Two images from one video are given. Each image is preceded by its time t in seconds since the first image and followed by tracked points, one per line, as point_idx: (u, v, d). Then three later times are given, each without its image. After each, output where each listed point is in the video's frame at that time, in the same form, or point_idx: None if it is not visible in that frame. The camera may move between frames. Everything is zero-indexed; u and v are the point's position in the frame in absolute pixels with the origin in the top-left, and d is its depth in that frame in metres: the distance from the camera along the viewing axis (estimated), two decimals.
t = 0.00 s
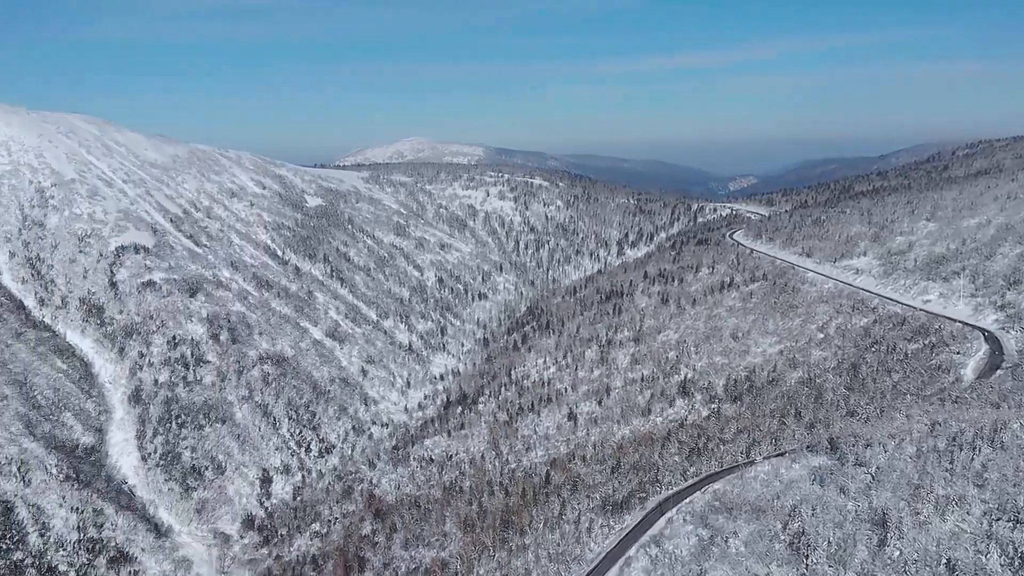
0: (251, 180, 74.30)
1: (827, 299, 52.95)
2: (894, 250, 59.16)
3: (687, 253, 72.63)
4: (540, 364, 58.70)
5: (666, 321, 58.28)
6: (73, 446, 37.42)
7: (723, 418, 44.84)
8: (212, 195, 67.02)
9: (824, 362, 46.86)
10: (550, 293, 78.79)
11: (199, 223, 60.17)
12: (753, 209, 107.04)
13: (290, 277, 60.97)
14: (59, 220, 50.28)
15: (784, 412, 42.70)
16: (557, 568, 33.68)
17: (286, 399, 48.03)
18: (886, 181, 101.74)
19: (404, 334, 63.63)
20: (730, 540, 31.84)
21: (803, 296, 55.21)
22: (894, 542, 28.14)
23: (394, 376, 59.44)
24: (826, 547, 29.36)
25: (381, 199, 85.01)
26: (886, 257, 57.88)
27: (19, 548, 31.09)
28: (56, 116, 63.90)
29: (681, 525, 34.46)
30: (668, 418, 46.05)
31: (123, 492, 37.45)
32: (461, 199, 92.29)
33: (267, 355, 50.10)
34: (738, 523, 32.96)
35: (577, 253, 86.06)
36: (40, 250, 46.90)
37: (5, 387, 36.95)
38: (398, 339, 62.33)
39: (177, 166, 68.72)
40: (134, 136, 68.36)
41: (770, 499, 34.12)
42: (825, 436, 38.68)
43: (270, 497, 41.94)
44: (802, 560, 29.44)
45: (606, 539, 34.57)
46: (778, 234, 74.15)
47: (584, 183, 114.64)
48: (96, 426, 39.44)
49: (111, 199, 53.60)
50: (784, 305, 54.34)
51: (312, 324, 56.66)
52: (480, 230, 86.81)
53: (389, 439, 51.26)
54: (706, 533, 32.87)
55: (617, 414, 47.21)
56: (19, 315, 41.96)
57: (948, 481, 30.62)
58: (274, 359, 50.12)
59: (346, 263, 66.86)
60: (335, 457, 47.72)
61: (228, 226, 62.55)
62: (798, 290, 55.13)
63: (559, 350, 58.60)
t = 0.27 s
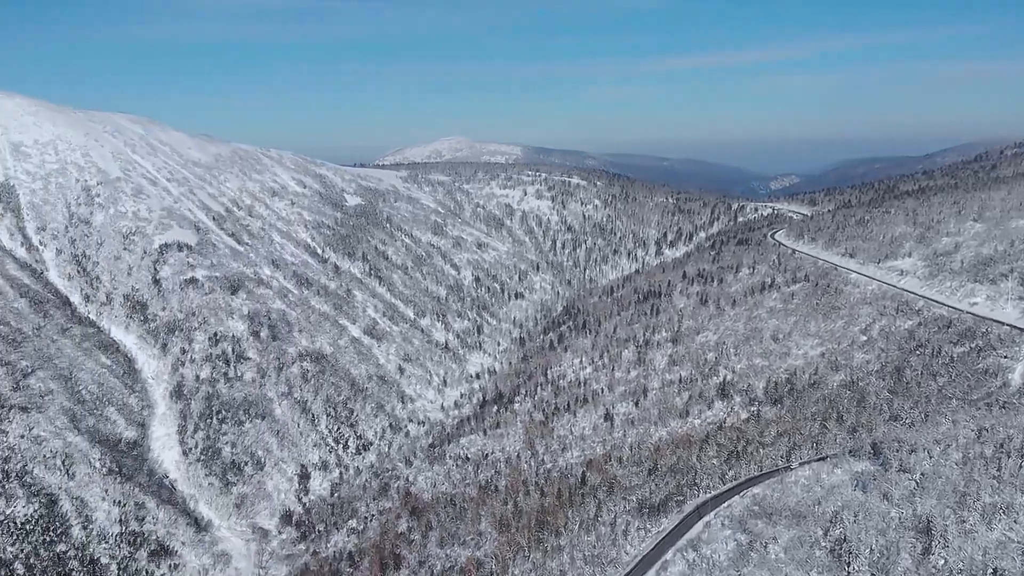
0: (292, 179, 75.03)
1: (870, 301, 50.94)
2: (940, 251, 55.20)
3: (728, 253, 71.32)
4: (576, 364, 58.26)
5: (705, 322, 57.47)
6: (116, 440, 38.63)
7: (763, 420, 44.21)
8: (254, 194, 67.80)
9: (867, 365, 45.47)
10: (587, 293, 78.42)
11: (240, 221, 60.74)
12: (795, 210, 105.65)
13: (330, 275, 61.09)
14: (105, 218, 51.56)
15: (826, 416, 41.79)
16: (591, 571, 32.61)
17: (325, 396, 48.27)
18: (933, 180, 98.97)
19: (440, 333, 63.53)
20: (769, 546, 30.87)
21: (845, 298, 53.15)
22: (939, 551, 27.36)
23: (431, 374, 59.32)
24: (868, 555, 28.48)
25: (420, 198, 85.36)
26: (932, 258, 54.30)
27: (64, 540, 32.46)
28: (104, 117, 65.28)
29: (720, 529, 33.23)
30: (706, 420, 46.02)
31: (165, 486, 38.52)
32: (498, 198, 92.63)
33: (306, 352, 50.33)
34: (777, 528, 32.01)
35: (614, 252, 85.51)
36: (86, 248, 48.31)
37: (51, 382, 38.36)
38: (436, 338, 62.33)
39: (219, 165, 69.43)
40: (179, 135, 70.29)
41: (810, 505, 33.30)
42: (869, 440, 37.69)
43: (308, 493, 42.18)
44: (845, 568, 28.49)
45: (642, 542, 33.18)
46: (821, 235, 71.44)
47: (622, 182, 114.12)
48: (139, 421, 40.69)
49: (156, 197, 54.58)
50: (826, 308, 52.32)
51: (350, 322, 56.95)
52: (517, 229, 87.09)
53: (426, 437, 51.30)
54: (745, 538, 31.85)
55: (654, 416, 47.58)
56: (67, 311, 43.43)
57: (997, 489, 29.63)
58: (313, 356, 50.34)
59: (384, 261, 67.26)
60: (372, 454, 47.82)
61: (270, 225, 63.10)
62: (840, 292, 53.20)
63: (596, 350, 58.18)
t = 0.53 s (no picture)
0: (332, 178, 75.86)
1: (915, 303, 49.88)
2: (989, 253, 53.56)
3: (769, 253, 70.73)
4: (613, 364, 57.66)
5: (745, 323, 56.52)
6: (158, 434, 39.43)
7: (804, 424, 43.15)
8: (294, 191, 68.73)
9: (911, 369, 44.20)
10: (624, 292, 78.06)
11: (282, 220, 61.92)
12: (838, 209, 104.88)
13: (368, 274, 61.97)
14: (147, 216, 52.50)
15: (868, 420, 40.78)
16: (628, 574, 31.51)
17: (363, 393, 48.62)
18: (981, 180, 96.18)
19: (477, 331, 63.88)
20: (810, 552, 29.57)
21: (889, 299, 52.24)
22: (987, 561, 25.99)
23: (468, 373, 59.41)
24: (913, 563, 27.12)
25: (458, 198, 86.09)
26: (980, 260, 52.80)
27: (106, 533, 33.37)
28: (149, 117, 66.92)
29: (758, 535, 32.05)
30: (745, 423, 45.42)
31: (206, 481, 39.15)
32: (535, 198, 93.15)
33: (345, 349, 51.05)
34: (818, 534, 30.70)
35: (652, 252, 85.28)
36: (130, 244, 49.39)
37: (96, 376, 39.18)
38: (472, 336, 62.82)
39: (261, 164, 70.57)
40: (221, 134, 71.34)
41: (852, 511, 31.86)
42: (913, 446, 36.18)
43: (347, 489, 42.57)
44: None
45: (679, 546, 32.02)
46: (865, 235, 70.32)
47: (660, 181, 113.95)
48: (181, 416, 41.40)
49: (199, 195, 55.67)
50: (869, 310, 51.30)
51: (388, 320, 57.51)
52: (554, 228, 87.66)
53: (462, 436, 51.01)
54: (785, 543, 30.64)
55: (693, 417, 46.47)
56: (111, 307, 44.31)
57: None
58: (351, 353, 50.99)
59: (422, 260, 67.87)
60: (409, 451, 48.05)
61: (311, 224, 63.93)
62: (884, 294, 52.22)
63: (633, 351, 57.83)
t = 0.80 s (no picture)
0: (370, 177, 76.57)
1: (961, 306, 48.54)
2: None
3: (811, 252, 69.78)
4: (649, 365, 56.74)
5: (785, 325, 55.28)
6: (198, 429, 40.21)
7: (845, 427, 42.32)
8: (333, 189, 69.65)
9: (956, 373, 42.79)
10: (663, 292, 76.84)
11: (321, 218, 62.49)
12: (881, 209, 103.60)
13: (406, 272, 62.36)
14: (190, 214, 53.63)
15: (911, 424, 39.49)
16: None
17: (399, 390, 48.85)
18: None
19: (513, 331, 63.52)
20: (851, 559, 28.57)
21: (934, 301, 51.07)
22: None
23: (503, 372, 58.93)
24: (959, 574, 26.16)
25: (495, 197, 86.52)
26: None
27: (147, 526, 34.24)
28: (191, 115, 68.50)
29: (797, 540, 31.33)
30: (785, 426, 44.26)
31: (245, 476, 39.68)
32: (573, 197, 92.82)
33: (382, 347, 51.35)
34: (859, 541, 29.74)
35: (691, 251, 84.49)
36: (173, 242, 50.73)
37: (138, 371, 40.19)
38: (508, 336, 62.40)
39: (301, 163, 71.56)
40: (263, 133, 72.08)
41: (895, 517, 30.76)
42: (958, 450, 34.68)
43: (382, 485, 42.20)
44: None
45: (718, 550, 31.41)
46: (909, 235, 69.11)
47: (699, 181, 112.88)
48: (222, 412, 42.29)
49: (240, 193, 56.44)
50: (913, 311, 50.08)
51: (424, 319, 57.23)
52: (591, 227, 87.36)
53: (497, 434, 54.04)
54: (826, 549, 29.79)
55: (732, 420, 45.64)
56: (154, 304, 45.65)
57: None
58: (388, 351, 51.13)
59: (459, 259, 68.01)
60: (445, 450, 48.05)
61: (349, 222, 64.63)
62: (929, 296, 51.03)
63: (671, 351, 57.13)
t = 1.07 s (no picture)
0: (412, 177, 76.74)
1: (1016, 309, 47.08)
2: None
3: (858, 253, 68.46)
4: (692, 366, 55.56)
5: (832, 327, 54.05)
6: (243, 425, 40.93)
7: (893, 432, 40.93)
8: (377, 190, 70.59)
9: (1010, 377, 41.39)
10: (707, 293, 75.84)
11: (365, 217, 62.95)
12: (931, 210, 101.47)
13: (447, 271, 61.88)
14: (236, 212, 54.53)
15: (961, 430, 37.98)
16: None
17: (440, 388, 48.04)
18: None
19: (553, 330, 62.42)
20: (900, 568, 27.35)
21: (987, 304, 49.72)
22: None
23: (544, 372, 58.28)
24: None
25: (536, 196, 86.33)
26: None
27: (192, 519, 35.30)
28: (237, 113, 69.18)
29: (843, 547, 29.76)
30: (832, 430, 42.98)
31: (288, 471, 40.21)
32: (614, 195, 91.47)
33: (423, 345, 50.93)
34: (908, 549, 28.49)
35: (735, 252, 83.56)
36: (220, 240, 51.98)
37: (184, 366, 41.04)
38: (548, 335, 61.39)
39: (345, 163, 72.34)
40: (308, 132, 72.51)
41: (945, 526, 29.67)
42: (1011, 458, 33.53)
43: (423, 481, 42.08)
44: None
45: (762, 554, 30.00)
46: (961, 236, 67.60)
47: (744, 180, 110.97)
48: (266, 407, 43.08)
49: (286, 192, 57.06)
50: (964, 314, 48.80)
51: (465, 317, 56.64)
52: (632, 227, 86.14)
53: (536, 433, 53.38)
54: (873, 557, 28.39)
55: (776, 423, 44.67)
56: (201, 300, 46.76)
57: None
58: (429, 349, 50.67)
59: (499, 258, 67.65)
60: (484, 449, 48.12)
61: (392, 221, 65.02)
62: (980, 299, 49.69)
63: (714, 352, 56.09)
